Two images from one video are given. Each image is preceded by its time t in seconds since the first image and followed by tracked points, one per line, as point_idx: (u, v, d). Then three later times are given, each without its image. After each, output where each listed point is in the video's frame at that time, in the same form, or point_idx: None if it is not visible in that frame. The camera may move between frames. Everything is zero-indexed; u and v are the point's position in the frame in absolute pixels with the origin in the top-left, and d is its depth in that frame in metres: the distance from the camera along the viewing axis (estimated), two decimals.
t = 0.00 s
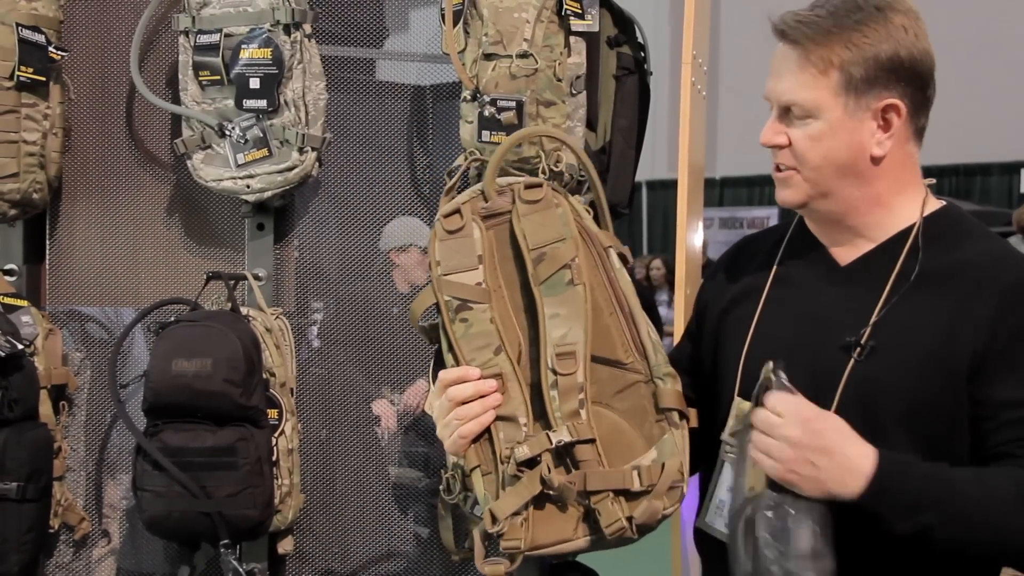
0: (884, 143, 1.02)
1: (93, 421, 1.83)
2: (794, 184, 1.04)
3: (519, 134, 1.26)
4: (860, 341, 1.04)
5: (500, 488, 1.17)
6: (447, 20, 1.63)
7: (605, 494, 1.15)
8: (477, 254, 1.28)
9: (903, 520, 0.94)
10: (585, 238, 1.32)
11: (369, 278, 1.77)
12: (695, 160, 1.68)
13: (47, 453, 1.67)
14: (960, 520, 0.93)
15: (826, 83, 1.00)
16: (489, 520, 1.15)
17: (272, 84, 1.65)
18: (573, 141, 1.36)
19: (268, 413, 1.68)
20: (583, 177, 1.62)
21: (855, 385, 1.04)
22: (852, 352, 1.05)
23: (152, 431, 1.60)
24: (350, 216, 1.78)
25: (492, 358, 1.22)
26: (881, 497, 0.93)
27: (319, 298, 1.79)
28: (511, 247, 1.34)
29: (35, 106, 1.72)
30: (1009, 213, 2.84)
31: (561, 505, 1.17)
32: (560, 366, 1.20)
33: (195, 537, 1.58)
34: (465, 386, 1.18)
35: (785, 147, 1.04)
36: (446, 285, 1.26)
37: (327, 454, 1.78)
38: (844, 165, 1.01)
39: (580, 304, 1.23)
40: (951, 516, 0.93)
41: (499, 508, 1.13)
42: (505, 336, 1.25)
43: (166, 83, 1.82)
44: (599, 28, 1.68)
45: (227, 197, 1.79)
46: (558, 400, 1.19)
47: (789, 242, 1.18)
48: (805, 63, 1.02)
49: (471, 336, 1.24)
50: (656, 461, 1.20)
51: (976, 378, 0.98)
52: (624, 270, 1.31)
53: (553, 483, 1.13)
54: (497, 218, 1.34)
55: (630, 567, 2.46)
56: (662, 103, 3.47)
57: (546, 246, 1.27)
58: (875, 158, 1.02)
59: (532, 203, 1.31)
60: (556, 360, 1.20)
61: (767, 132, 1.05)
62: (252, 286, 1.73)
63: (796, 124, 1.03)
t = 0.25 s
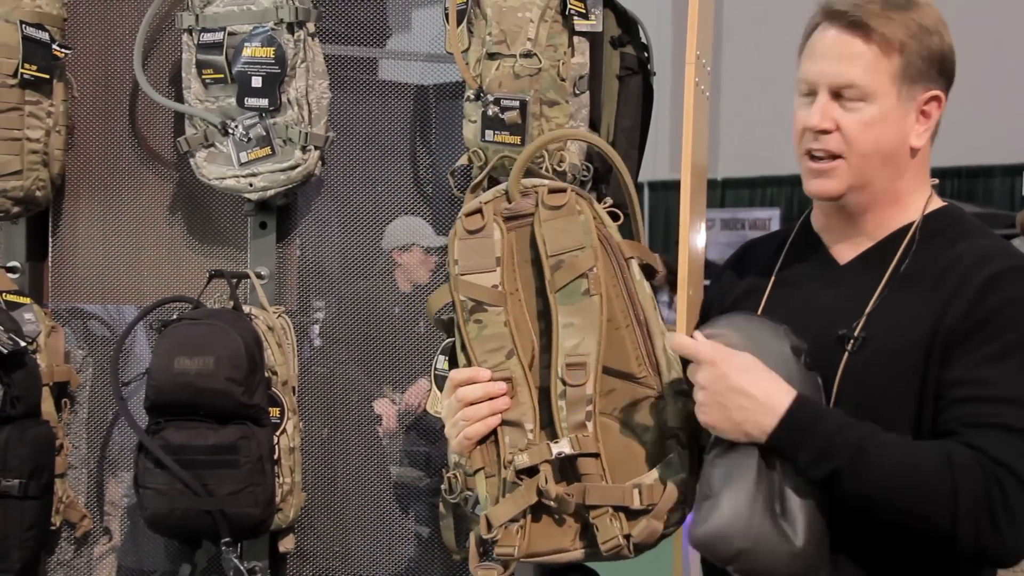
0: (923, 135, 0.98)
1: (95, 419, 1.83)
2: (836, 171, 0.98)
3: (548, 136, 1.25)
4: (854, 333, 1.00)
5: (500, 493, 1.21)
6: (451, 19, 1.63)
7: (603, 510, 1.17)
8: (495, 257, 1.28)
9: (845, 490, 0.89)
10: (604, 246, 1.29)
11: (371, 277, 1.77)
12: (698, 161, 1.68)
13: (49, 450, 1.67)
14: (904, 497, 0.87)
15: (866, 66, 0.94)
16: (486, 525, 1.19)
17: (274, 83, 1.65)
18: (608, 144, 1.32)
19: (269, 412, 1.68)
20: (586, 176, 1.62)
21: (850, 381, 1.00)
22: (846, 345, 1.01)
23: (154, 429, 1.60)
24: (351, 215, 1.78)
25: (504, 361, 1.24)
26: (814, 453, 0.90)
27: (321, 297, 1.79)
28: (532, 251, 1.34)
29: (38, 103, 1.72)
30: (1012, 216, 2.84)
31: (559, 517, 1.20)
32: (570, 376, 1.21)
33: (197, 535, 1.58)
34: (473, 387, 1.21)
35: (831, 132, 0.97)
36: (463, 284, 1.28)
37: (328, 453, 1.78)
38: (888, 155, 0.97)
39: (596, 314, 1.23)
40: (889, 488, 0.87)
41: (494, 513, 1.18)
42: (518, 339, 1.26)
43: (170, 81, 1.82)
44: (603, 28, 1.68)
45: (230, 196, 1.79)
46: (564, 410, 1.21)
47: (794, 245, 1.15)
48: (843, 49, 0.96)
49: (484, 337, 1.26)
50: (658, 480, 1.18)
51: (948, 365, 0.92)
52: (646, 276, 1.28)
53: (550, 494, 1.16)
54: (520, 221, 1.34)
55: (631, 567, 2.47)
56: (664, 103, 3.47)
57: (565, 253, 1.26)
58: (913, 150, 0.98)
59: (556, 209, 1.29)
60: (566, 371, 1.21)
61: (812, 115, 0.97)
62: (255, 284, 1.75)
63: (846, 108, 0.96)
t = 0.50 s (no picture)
0: (938, 134, 0.99)
1: (96, 418, 1.83)
2: (862, 168, 0.97)
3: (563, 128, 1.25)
4: (851, 326, 1.00)
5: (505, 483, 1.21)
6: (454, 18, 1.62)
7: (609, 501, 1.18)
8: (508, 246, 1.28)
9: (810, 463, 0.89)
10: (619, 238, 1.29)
11: (374, 276, 1.77)
12: (700, 160, 1.68)
13: (50, 449, 1.67)
14: (865, 472, 0.87)
15: (884, 62, 0.94)
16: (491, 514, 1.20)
17: (279, 82, 1.65)
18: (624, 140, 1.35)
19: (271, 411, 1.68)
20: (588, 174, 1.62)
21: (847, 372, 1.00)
22: (844, 338, 1.00)
23: (156, 428, 1.59)
24: (353, 214, 1.78)
25: (512, 351, 1.25)
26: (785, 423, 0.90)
27: (323, 296, 1.79)
28: (545, 242, 1.33)
29: (40, 102, 1.71)
30: (1013, 216, 2.84)
31: (565, 508, 1.20)
32: (580, 366, 1.21)
33: (198, 534, 1.58)
34: (480, 375, 1.22)
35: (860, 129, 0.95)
36: (474, 272, 1.28)
37: (330, 452, 1.78)
38: (909, 153, 0.97)
39: (607, 307, 1.23)
40: (852, 461, 0.87)
41: (499, 502, 1.18)
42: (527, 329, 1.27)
43: (172, 80, 1.82)
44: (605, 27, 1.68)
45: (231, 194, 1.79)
46: (574, 400, 1.20)
47: (794, 244, 1.15)
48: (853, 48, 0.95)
49: (493, 326, 1.26)
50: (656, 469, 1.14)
51: (932, 353, 0.92)
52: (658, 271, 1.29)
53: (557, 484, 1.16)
54: (534, 211, 1.33)
55: (632, 567, 2.47)
56: (665, 103, 3.47)
57: (579, 244, 1.26)
58: (929, 148, 1.00)
59: (572, 199, 1.29)
60: (576, 361, 1.21)
61: (843, 110, 0.95)
62: (257, 283, 1.74)
63: (875, 104, 0.95)
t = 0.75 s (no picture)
0: (928, 132, 1.00)
1: (88, 418, 1.82)
2: (853, 158, 0.97)
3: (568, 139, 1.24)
4: (838, 323, 1.00)
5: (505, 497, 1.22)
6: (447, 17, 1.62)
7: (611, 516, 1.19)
8: (509, 259, 1.27)
9: (785, 458, 0.91)
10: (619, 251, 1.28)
11: (366, 275, 1.77)
12: (693, 159, 1.68)
13: (41, 449, 1.66)
14: (838, 465, 0.89)
15: (879, 54, 0.95)
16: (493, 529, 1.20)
17: (269, 81, 1.65)
18: (624, 151, 1.34)
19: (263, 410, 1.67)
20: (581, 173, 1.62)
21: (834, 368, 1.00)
22: (831, 335, 1.01)
23: (148, 427, 1.59)
24: (346, 212, 1.78)
25: (511, 364, 1.24)
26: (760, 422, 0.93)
27: (316, 295, 1.78)
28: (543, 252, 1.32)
29: (31, 101, 1.71)
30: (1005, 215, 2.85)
31: (566, 523, 1.21)
32: (581, 381, 1.21)
33: (190, 534, 1.58)
34: (479, 389, 1.21)
35: (855, 119, 0.95)
36: (474, 285, 1.26)
37: (323, 452, 1.78)
38: (901, 147, 0.98)
39: (609, 320, 1.23)
40: (824, 454, 0.89)
41: (503, 519, 1.18)
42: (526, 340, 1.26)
43: (164, 79, 1.81)
44: (598, 26, 1.68)
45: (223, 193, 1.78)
46: (574, 415, 1.21)
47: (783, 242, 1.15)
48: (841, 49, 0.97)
49: (492, 339, 1.25)
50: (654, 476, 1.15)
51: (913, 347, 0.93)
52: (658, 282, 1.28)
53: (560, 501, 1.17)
54: (533, 222, 1.32)
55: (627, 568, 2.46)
56: (659, 103, 3.48)
57: (580, 257, 1.25)
58: (919, 145, 1.01)
59: (573, 212, 1.28)
60: (578, 376, 1.21)
61: (838, 101, 0.96)
62: (249, 282, 1.73)
63: (870, 96, 0.96)
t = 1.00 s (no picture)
0: (918, 132, 1.00)
1: (81, 418, 1.82)
2: (843, 164, 0.97)
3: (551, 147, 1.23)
4: (829, 323, 1.00)
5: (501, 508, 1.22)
6: (440, 16, 1.62)
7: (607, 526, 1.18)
8: (500, 270, 1.26)
9: (778, 460, 0.92)
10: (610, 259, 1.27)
11: (360, 275, 1.77)
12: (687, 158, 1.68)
13: (35, 449, 1.66)
14: (831, 466, 0.89)
15: (865, 60, 0.95)
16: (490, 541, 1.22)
17: (262, 81, 1.65)
18: (612, 158, 1.34)
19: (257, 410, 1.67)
20: (575, 173, 1.62)
21: (824, 369, 1.00)
22: (822, 335, 1.01)
23: (142, 427, 1.59)
24: (340, 212, 1.78)
25: (504, 374, 1.23)
26: (752, 425, 0.93)
27: (310, 294, 1.78)
28: (536, 262, 1.31)
29: (23, 100, 1.71)
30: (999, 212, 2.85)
31: (562, 532, 1.21)
32: (574, 391, 1.20)
33: (185, 534, 1.57)
34: (474, 400, 1.22)
35: (844, 125, 0.95)
36: (465, 296, 1.26)
37: (317, 452, 1.78)
38: (890, 149, 0.98)
39: (601, 330, 1.22)
40: (818, 455, 0.89)
41: (498, 530, 1.19)
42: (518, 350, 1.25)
43: (156, 78, 1.81)
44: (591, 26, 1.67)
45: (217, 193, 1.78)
46: (567, 424, 1.21)
47: (775, 242, 1.15)
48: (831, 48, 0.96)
49: (485, 349, 1.24)
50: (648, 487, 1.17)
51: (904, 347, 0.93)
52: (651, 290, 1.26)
53: (554, 511, 1.17)
54: (523, 233, 1.30)
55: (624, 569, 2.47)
56: (654, 101, 3.48)
57: (571, 267, 1.24)
58: (908, 145, 1.01)
59: (562, 221, 1.26)
60: (570, 386, 1.21)
61: (826, 108, 0.96)
62: (242, 282, 1.73)
63: (859, 101, 0.96)
